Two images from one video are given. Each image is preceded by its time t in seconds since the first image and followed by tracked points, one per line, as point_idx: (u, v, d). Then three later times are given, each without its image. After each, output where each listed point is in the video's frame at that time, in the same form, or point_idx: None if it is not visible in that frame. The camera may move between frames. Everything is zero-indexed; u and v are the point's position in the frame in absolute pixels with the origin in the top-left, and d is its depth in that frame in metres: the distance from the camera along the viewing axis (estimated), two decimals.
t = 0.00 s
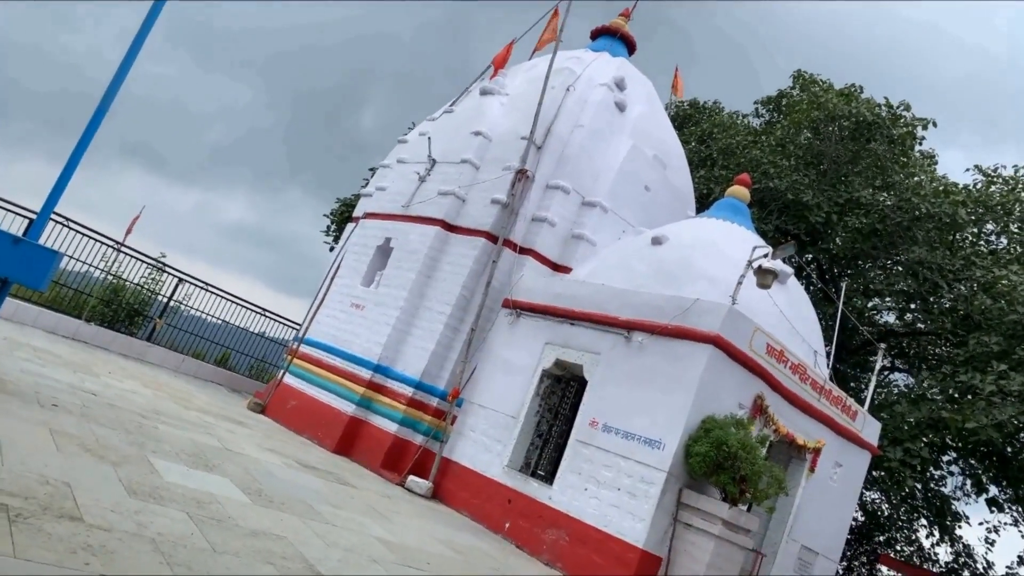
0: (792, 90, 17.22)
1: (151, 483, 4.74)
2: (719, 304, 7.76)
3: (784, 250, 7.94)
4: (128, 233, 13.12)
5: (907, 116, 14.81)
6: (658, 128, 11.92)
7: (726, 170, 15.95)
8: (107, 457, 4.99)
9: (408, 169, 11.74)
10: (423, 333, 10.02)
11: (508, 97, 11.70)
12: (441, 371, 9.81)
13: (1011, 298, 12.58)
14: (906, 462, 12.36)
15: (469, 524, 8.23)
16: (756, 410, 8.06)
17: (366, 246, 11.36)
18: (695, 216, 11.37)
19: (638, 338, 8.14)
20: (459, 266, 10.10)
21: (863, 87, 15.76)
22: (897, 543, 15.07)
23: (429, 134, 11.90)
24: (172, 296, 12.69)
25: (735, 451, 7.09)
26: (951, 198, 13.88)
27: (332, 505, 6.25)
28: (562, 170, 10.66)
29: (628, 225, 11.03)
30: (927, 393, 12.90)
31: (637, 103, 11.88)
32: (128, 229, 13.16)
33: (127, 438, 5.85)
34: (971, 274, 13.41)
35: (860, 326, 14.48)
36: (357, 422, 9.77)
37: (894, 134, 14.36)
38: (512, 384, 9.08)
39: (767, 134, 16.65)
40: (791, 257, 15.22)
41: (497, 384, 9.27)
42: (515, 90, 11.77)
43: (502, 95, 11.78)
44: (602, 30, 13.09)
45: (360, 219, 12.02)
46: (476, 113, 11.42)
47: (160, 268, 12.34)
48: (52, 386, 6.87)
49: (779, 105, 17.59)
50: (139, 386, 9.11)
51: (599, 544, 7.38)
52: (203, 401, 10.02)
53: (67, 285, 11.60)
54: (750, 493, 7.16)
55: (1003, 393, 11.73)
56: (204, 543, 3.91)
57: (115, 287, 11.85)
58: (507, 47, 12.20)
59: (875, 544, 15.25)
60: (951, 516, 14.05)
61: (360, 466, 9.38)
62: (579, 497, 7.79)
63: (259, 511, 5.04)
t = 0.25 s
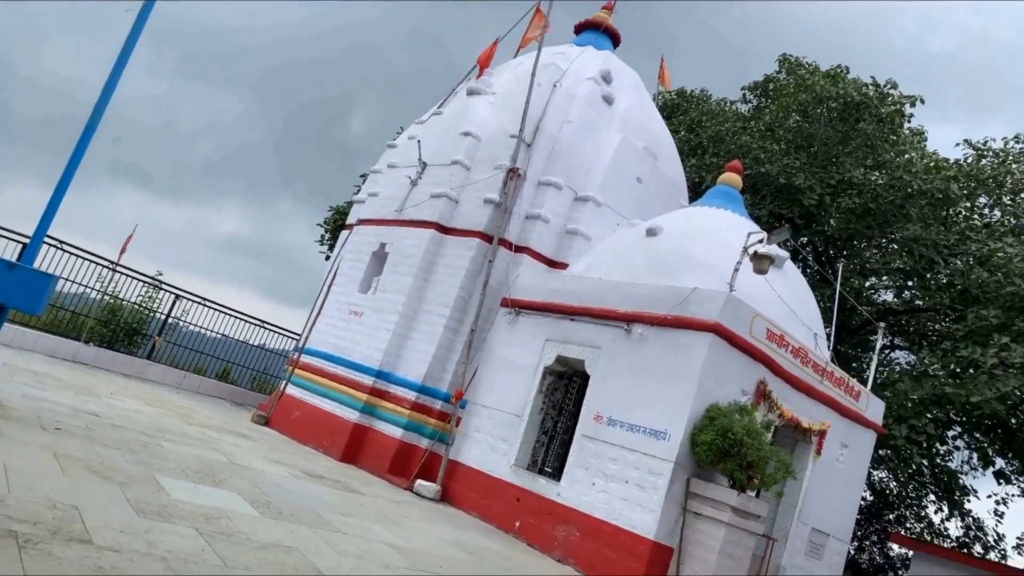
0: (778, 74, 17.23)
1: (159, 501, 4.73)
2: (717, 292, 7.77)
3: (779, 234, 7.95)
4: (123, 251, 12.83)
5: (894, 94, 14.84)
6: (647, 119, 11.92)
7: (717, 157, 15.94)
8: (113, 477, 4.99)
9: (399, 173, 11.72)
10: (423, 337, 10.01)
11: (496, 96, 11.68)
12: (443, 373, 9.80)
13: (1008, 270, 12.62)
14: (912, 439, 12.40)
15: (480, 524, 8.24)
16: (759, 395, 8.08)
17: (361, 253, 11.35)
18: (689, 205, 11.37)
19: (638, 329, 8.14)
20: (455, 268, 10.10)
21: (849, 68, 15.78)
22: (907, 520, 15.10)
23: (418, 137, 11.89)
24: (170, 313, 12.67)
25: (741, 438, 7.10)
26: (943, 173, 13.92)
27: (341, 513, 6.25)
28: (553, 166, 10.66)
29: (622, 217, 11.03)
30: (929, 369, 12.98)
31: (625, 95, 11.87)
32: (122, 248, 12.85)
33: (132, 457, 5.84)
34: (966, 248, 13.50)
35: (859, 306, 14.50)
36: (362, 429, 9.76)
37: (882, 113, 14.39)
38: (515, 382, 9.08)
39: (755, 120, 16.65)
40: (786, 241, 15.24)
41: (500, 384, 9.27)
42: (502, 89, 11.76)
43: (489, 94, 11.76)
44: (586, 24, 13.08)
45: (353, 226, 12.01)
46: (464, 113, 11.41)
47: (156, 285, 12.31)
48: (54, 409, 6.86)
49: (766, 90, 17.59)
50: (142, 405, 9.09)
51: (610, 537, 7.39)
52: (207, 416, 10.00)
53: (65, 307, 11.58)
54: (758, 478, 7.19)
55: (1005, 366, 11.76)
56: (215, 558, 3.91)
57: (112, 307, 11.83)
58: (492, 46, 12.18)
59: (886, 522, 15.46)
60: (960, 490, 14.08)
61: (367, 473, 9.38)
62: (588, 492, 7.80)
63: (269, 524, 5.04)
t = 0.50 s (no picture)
0: (764, 59, 17.23)
1: (169, 518, 4.73)
2: (714, 279, 7.78)
3: (774, 219, 7.95)
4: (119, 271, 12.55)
5: (881, 73, 14.85)
6: (636, 110, 11.92)
7: (708, 145, 15.92)
8: (121, 497, 4.98)
9: (391, 178, 11.71)
10: (424, 340, 10.00)
11: (484, 95, 11.67)
12: (445, 375, 9.80)
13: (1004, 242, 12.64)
14: (917, 416, 12.43)
15: (491, 524, 8.25)
16: (762, 380, 8.10)
17: (358, 259, 11.34)
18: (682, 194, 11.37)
19: (638, 321, 8.15)
20: (452, 269, 10.10)
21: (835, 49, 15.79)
22: (917, 497, 15.14)
23: (408, 140, 11.87)
24: (170, 329, 12.67)
25: (746, 424, 7.12)
26: (934, 149, 13.93)
27: (351, 520, 6.25)
28: (545, 163, 10.66)
29: (616, 210, 11.03)
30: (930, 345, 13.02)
31: (612, 88, 11.86)
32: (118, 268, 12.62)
33: (139, 475, 5.83)
34: (961, 223, 13.53)
35: (857, 286, 14.51)
36: (368, 435, 9.76)
37: (870, 93, 14.40)
38: (518, 380, 9.09)
39: (744, 105, 16.64)
40: (781, 225, 15.26)
41: (503, 383, 9.27)
42: (489, 88, 11.74)
43: (477, 94, 11.75)
44: (570, 19, 13.07)
45: (348, 233, 11.99)
46: (453, 114, 11.39)
47: (154, 302, 12.30)
48: (59, 432, 6.85)
49: (753, 75, 17.59)
50: (146, 423, 9.08)
51: (621, 530, 7.40)
52: (212, 431, 9.99)
53: (64, 329, 11.58)
54: (765, 463, 7.21)
55: (1005, 338, 11.79)
56: (229, 572, 3.91)
57: (111, 326, 11.82)
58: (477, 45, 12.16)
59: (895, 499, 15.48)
60: (967, 464, 14.10)
61: (375, 478, 9.38)
62: (597, 486, 7.81)
63: (280, 535, 5.04)
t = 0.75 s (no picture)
0: (747, 42, 17.23)
1: (182, 538, 4.73)
2: (710, 266, 7.79)
3: (766, 201, 7.96)
4: (117, 295, 12.51)
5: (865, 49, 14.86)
6: (622, 102, 11.91)
7: (696, 132, 15.92)
8: (133, 521, 4.98)
9: (383, 184, 11.69)
10: (425, 344, 9.99)
11: (470, 96, 11.66)
12: (449, 378, 9.79)
13: (997, 210, 12.66)
14: (921, 389, 12.46)
15: (503, 524, 8.26)
16: (765, 363, 8.12)
17: (354, 267, 11.33)
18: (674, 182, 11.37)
19: (638, 312, 8.16)
20: (449, 272, 10.09)
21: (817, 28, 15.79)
22: (926, 470, 15.17)
23: (397, 146, 11.86)
24: (171, 349, 12.65)
25: (752, 408, 7.12)
26: (922, 121, 13.96)
27: (364, 529, 6.26)
28: (534, 160, 10.66)
29: (609, 202, 11.02)
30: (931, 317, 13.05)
31: (598, 81, 11.86)
32: (116, 293, 12.59)
33: (150, 498, 5.83)
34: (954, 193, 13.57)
35: (854, 263, 14.53)
36: (375, 443, 9.75)
37: (855, 69, 14.42)
38: (522, 379, 9.09)
39: (730, 90, 16.62)
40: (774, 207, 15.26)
41: (507, 382, 9.28)
42: (475, 88, 11.73)
43: (462, 95, 11.75)
44: (551, 15, 13.06)
45: (343, 242, 11.98)
46: (440, 117, 11.39)
47: (153, 323, 12.28)
48: (67, 459, 6.85)
49: (737, 59, 17.59)
50: (153, 444, 9.06)
51: (633, 521, 7.41)
52: (219, 448, 9.98)
53: (65, 356, 11.56)
54: (774, 446, 7.22)
55: (1004, 306, 11.81)
56: None
57: (112, 350, 11.81)
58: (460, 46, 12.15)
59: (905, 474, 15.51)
60: (975, 434, 14.11)
61: (386, 485, 9.38)
62: (607, 479, 7.81)
63: (294, 548, 5.04)
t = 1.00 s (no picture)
0: (733, 29, 17.22)
1: (195, 555, 4.74)
2: (708, 254, 7.79)
3: (760, 187, 7.96)
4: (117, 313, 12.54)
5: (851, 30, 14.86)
6: (611, 95, 11.90)
7: (687, 121, 15.90)
8: (145, 540, 4.98)
9: (376, 190, 11.69)
10: (427, 348, 9.99)
11: (458, 97, 11.66)
12: (453, 380, 9.79)
13: (991, 184, 12.68)
14: (924, 366, 12.48)
15: (515, 523, 8.27)
16: (768, 349, 8.12)
17: (352, 275, 11.33)
18: (667, 173, 11.37)
19: (638, 305, 8.16)
20: (447, 274, 10.09)
21: (802, 11, 15.78)
22: (934, 446, 15.20)
23: (388, 151, 11.85)
24: (174, 366, 12.67)
25: (757, 394, 7.13)
26: (911, 99, 13.97)
27: (376, 536, 6.26)
28: (526, 158, 10.65)
29: (603, 196, 11.02)
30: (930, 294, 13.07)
31: (586, 75, 11.85)
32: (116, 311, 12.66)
33: (161, 516, 5.83)
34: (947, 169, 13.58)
35: (851, 244, 14.54)
36: (383, 449, 9.76)
37: (842, 50, 14.43)
38: (526, 377, 9.09)
39: (718, 77, 16.61)
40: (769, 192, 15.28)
41: (512, 381, 9.27)
42: (463, 89, 11.72)
43: (451, 97, 11.73)
44: (535, 12, 13.06)
45: (340, 249, 11.97)
46: (430, 120, 11.38)
47: (155, 341, 12.29)
48: (75, 482, 6.85)
49: (724, 46, 17.58)
50: (161, 462, 9.06)
51: (645, 513, 7.43)
52: (227, 462, 9.99)
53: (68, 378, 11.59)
54: (781, 431, 7.23)
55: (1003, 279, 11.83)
56: None
57: (115, 370, 11.83)
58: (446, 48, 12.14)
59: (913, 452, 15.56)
60: (980, 408, 14.14)
61: (396, 491, 9.39)
62: (616, 473, 7.83)
63: (307, 558, 5.04)
